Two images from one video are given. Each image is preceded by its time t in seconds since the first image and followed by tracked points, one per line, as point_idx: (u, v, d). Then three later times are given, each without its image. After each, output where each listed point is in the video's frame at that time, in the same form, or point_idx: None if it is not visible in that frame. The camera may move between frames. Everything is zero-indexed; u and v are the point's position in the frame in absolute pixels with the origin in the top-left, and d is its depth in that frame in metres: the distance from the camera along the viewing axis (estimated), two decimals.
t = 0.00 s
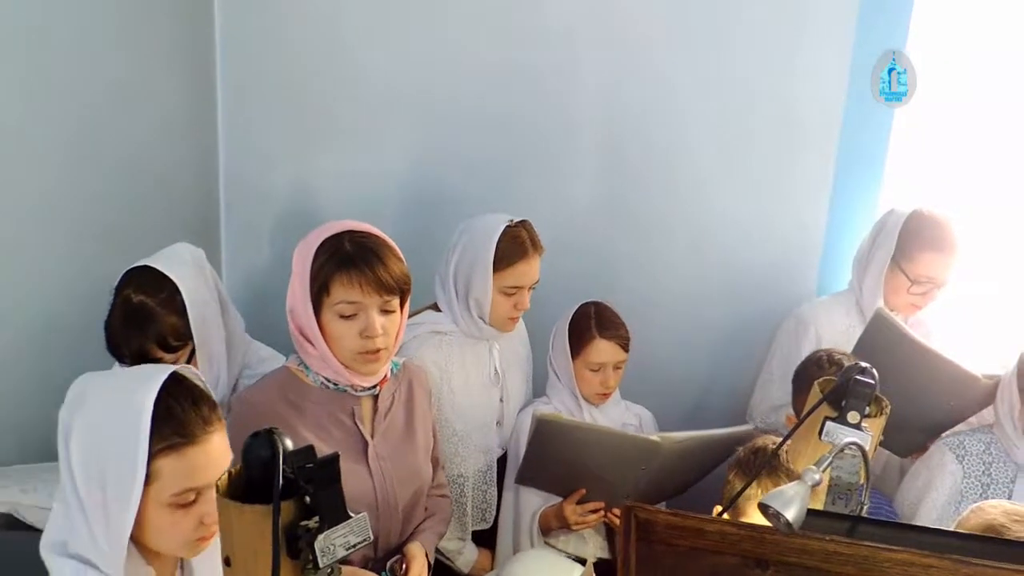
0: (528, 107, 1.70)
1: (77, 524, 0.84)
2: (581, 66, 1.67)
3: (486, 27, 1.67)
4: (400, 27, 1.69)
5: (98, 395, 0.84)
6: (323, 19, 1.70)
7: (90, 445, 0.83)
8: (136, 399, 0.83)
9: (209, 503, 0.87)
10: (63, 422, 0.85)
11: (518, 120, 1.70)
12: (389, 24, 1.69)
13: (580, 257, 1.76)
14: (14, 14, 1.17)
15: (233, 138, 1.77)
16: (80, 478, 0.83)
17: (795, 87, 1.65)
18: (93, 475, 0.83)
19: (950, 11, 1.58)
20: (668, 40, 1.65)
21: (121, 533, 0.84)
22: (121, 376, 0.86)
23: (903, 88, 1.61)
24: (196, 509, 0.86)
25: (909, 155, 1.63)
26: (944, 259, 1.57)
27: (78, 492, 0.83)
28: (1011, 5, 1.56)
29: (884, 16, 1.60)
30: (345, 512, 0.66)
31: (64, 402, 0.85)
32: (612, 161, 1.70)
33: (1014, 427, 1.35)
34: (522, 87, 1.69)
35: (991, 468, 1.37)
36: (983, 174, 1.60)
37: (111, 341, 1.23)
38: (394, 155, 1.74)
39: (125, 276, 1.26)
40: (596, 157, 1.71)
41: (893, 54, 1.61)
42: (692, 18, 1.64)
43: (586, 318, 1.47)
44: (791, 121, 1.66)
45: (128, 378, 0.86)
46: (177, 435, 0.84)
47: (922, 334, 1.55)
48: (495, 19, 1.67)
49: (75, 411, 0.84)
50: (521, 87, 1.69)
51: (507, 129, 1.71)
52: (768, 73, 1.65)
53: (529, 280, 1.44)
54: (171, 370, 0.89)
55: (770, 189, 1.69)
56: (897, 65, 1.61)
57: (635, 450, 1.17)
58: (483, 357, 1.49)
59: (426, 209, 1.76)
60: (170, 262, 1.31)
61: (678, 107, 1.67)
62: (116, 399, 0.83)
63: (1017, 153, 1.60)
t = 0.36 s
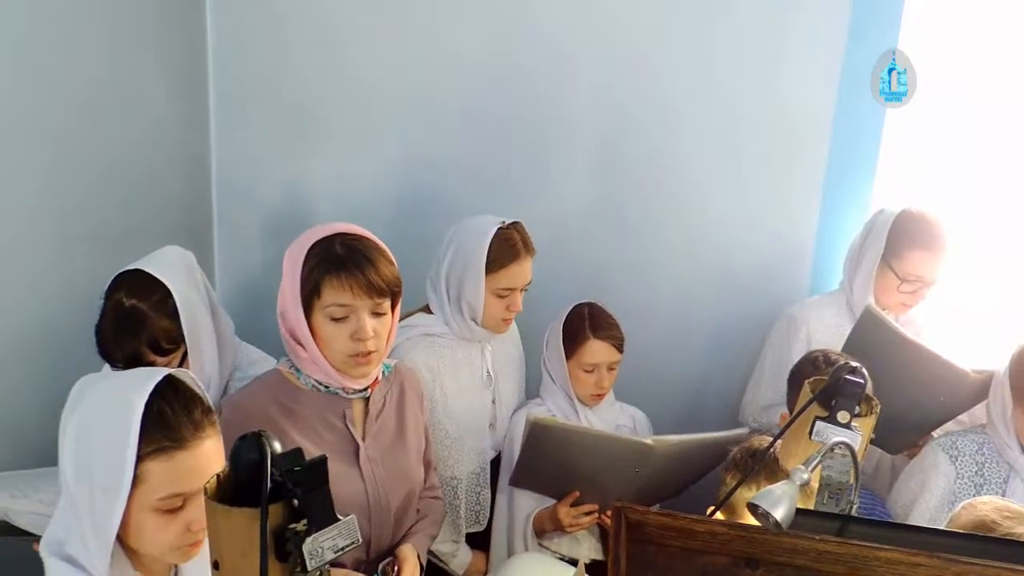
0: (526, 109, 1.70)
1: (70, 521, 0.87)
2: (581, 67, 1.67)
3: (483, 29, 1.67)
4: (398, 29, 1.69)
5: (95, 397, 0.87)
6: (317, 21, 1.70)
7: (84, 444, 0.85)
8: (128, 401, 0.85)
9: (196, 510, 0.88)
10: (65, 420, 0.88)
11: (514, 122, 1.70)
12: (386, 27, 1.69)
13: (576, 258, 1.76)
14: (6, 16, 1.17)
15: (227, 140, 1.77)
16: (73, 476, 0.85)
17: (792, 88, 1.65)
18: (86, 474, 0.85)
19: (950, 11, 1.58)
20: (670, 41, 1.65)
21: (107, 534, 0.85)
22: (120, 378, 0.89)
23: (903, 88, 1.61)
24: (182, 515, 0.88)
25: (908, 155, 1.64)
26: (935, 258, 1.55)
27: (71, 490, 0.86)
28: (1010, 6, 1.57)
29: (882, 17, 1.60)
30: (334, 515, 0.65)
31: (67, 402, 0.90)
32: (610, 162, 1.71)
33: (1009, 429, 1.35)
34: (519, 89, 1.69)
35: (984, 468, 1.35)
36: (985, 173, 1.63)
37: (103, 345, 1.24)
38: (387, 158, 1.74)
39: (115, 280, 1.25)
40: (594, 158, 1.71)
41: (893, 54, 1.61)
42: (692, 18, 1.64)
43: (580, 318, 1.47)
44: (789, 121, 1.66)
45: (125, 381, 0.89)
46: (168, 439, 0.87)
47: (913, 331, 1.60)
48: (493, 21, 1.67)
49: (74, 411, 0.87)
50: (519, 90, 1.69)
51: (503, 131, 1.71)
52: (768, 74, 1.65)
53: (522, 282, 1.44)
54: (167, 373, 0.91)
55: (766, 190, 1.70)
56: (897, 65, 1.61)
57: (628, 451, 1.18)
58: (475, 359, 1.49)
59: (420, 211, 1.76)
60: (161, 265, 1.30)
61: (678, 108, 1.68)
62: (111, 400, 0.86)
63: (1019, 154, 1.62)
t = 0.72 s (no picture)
0: (525, 110, 1.70)
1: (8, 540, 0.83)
2: (581, 67, 1.67)
3: (481, 31, 1.67)
4: (395, 31, 1.68)
5: (27, 406, 0.83)
6: (310, 22, 1.69)
7: (19, 456, 0.82)
8: (68, 405, 0.83)
9: (147, 512, 0.86)
10: None
11: (509, 124, 1.71)
12: (383, 28, 1.69)
13: (570, 258, 1.76)
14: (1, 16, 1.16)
15: (221, 142, 1.76)
16: (10, 491, 0.81)
17: (790, 89, 1.66)
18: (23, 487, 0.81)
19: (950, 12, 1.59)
20: (672, 40, 1.65)
21: (54, 546, 0.82)
22: (52, 386, 0.86)
23: (903, 88, 1.61)
24: (134, 519, 0.85)
25: (905, 155, 1.65)
26: (922, 259, 1.54)
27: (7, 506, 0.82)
28: (1009, 8, 1.58)
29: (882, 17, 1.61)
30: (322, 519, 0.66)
31: None
32: (607, 162, 1.71)
33: (997, 430, 1.36)
34: (517, 91, 1.69)
35: (972, 468, 1.36)
36: (983, 173, 1.64)
37: (86, 348, 1.23)
38: (380, 160, 1.74)
39: (97, 283, 1.25)
40: (592, 158, 1.71)
41: (893, 54, 1.60)
42: (694, 18, 1.64)
43: (571, 320, 1.47)
44: (785, 121, 1.67)
45: (59, 387, 0.85)
46: (113, 441, 0.84)
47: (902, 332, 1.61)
48: (492, 22, 1.67)
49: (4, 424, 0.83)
50: (518, 91, 1.69)
51: (498, 133, 1.71)
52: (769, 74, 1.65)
53: (513, 285, 1.44)
54: (106, 375, 0.89)
55: (760, 190, 1.70)
56: (897, 65, 1.60)
57: (619, 453, 1.18)
58: (466, 362, 1.49)
59: (413, 212, 1.76)
60: (144, 268, 1.29)
61: (678, 108, 1.68)
62: (47, 407, 0.83)
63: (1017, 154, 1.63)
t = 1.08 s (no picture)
0: (524, 110, 1.70)
1: None
2: (576, 68, 1.67)
3: (479, 32, 1.67)
4: (392, 32, 1.68)
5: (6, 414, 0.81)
6: (301, 24, 1.69)
7: None
8: (51, 414, 0.82)
9: (123, 523, 0.86)
10: None
11: (503, 125, 1.70)
12: (380, 30, 1.68)
13: (566, 258, 1.75)
14: None
15: (215, 143, 1.76)
16: None
17: (789, 89, 1.65)
18: None
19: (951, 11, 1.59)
20: (673, 40, 1.65)
21: (29, 557, 0.80)
22: (31, 394, 0.84)
23: (903, 88, 1.62)
24: (109, 530, 0.85)
25: (904, 154, 1.66)
26: (913, 258, 1.54)
27: None
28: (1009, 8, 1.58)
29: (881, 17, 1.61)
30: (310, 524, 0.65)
31: None
32: (604, 162, 1.71)
33: (990, 430, 1.36)
34: (514, 89, 1.69)
35: (967, 468, 1.36)
36: (982, 173, 1.64)
37: (73, 353, 1.23)
38: (372, 162, 1.73)
39: (85, 287, 1.24)
40: (590, 158, 1.71)
41: (893, 54, 1.61)
42: (695, 17, 1.64)
43: (564, 322, 1.47)
44: (783, 120, 1.67)
45: (37, 396, 0.84)
46: (94, 452, 0.84)
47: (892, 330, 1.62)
48: (491, 23, 1.67)
49: None
50: (515, 91, 1.69)
51: (494, 135, 1.71)
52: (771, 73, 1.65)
53: (505, 287, 1.43)
54: (86, 387, 0.88)
55: (754, 190, 1.70)
56: (897, 65, 1.61)
57: (613, 455, 1.17)
58: (458, 364, 1.49)
59: (406, 214, 1.75)
60: (132, 272, 1.28)
61: (680, 105, 1.68)
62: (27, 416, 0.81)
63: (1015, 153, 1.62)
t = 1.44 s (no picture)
0: (522, 111, 1.69)
1: None
2: (570, 68, 1.67)
3: (477, 33, 1.66)
4: (390, 32, 1.67)
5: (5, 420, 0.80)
6: (294, 23, 1.68)
7: None
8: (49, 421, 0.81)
9: (119, 530, 0.85)
10: None
11: (497, 125, 1.70)
12: (377, 30, 1.67)
13: (562, 258, 1.75)
14: None
15: (209, 144, 1.75)
16: None
17: (788, 88, 1.65)
18: None
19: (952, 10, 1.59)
20: (674, 40, 1.65)
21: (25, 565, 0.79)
22: (30, 401, 0.83)
23: (903, 88, 1.62)
24: (107, 536, 0.84)
25: (903, 154, 1.65)
26: (902, 255, 1.54)
27: None
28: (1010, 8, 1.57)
29: (880, 18, 1.61)
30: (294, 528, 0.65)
31: None
32: (602, 162, 1.70)
33: (983, 429, 1.36)
34: (512, 88, 1.68)
35: (960, 468, 1.36)
36: (981, 173, 1.64)
37: (63, 357, 1.22)
38: (365, 162, 1.73)
39: (75, 289, 1.23)
40: (588, 158, 1.70)
41: (893, 54, 1.61)
42: (696, 17, 1.63)
43: (557, 322, 1.46)
44: (780, 120, 1.66)
45: (34, 404, 0.83)
46: (91, 458, 0.83)
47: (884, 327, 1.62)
48: (490, 23, 1.66)
49: None
50: (513, 92, 1.68)
51: (490, 136, 1.70)
52: (771, 73, 1.65)
53: (498, 288, 1.43)
54: (84, 395, 0.87)
55: (748, 190, 1.70)
56: (897, 65, 1.61)
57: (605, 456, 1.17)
58: (450, 365, 1.48)
59: (399, 214, 1.75)
60: (122, 274, 1.28)
61: (680, 105, 1.67)
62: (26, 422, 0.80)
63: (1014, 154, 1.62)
